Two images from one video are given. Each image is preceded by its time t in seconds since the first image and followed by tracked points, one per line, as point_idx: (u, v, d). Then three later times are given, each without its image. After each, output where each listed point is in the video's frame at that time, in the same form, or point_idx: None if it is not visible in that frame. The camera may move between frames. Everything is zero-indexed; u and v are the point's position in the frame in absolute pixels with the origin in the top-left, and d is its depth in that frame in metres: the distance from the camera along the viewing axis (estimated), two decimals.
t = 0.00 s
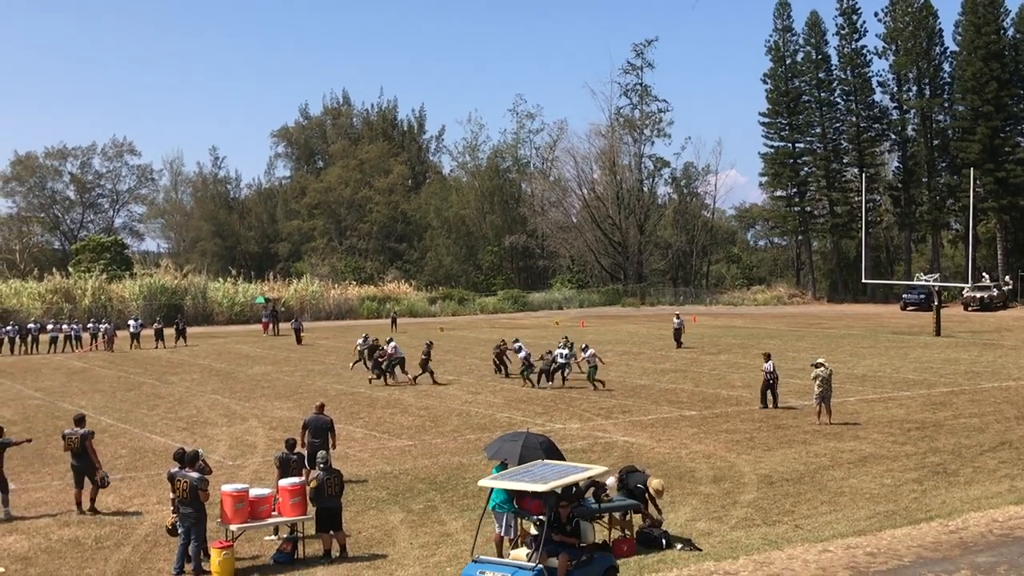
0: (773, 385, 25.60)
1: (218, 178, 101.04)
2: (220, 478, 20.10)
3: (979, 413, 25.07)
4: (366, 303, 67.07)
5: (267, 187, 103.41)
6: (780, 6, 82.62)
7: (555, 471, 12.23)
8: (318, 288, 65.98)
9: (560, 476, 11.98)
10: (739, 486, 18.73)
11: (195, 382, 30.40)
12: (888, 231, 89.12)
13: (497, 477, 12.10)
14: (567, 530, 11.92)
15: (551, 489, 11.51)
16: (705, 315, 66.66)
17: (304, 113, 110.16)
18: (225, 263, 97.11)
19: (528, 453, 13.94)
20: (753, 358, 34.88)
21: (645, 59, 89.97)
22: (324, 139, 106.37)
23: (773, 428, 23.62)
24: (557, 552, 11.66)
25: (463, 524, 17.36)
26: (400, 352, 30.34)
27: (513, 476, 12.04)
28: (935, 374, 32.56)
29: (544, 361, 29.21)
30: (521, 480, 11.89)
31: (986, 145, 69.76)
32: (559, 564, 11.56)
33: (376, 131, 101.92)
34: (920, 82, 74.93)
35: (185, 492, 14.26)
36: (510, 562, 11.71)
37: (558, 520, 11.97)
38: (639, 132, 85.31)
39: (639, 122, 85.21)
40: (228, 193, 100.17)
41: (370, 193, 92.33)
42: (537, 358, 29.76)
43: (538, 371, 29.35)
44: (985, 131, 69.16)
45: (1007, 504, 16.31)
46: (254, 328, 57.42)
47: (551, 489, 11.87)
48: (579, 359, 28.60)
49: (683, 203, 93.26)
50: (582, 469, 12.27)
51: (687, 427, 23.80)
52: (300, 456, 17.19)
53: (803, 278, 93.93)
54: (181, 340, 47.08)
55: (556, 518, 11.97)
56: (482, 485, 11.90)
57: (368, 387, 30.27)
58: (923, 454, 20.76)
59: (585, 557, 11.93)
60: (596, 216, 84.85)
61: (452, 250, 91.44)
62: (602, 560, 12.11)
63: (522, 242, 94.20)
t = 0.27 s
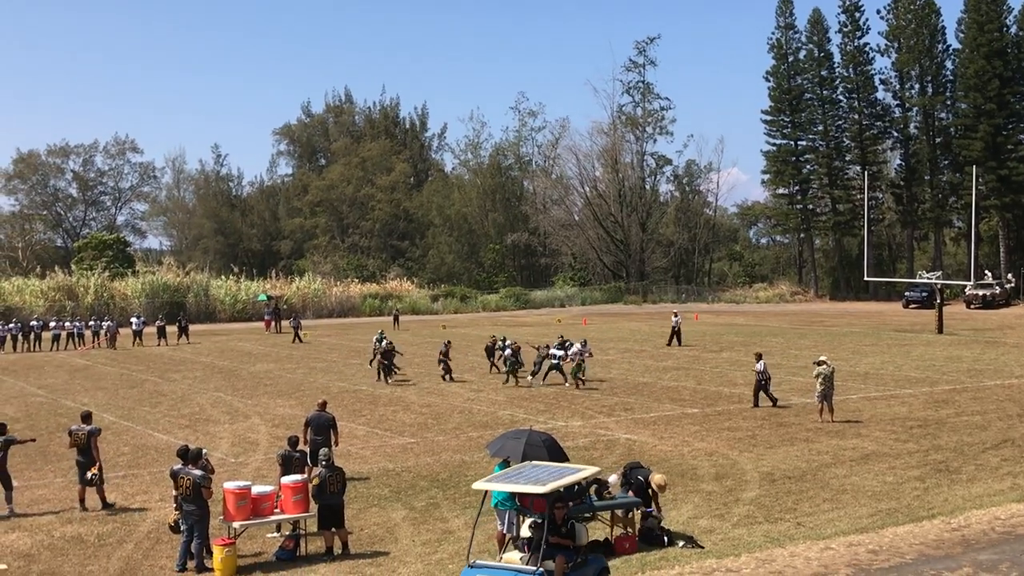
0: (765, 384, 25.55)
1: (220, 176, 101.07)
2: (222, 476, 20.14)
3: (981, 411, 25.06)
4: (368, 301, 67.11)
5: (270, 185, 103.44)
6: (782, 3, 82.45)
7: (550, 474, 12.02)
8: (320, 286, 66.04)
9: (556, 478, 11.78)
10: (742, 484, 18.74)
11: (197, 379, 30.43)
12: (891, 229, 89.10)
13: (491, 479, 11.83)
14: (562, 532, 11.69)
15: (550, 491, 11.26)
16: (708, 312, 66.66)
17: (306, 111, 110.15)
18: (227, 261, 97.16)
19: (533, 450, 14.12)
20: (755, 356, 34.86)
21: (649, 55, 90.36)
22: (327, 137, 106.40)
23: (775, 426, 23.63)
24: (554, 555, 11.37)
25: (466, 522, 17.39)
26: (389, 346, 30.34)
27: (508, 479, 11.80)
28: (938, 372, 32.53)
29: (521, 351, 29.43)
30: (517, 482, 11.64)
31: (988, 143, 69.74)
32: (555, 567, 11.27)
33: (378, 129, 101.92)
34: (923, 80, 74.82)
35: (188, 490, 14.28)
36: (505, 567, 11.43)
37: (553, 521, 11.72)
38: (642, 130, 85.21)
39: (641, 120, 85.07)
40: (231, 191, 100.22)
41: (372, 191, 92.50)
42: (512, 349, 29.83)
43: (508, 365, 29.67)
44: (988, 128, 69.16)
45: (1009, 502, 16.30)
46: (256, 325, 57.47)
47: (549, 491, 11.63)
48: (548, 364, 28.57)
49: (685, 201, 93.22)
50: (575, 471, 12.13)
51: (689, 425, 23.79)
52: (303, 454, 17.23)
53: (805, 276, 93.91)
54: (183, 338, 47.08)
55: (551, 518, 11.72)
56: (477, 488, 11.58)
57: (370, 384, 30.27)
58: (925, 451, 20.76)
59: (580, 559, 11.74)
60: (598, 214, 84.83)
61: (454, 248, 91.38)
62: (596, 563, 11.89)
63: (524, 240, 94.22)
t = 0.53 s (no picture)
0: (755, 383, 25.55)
1: (221, 173, 101.06)
2: (224, 473, 20.15)
3: (982, 408, 25.04)
4: (369, 298, 67.17)
5: (271, 182, 103.48)
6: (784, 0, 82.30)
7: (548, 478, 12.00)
8: (321, 283, 66.06)
9: (555, 480, 11.81)
10: (743, 481, 18.74)
11: (198, 377, 30.44)
12: (892, 226, 89.04)
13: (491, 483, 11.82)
14: (559, 535, 11.73)
15: (552, 492, 11.30)
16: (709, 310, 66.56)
17: (307, 108, 110.11)
18: (229, 259, 97.14)
19: (533, 448, 14.20)
20: (757, 353, 34.84)
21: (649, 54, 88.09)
22: (327, 134, 106.39)
23: (776, 423, 23.63)
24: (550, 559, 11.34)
25: (467, 519, 17.40)
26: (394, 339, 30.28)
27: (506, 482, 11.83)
28: (939, 369, 32.52)
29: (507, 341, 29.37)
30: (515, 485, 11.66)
31: (990, 140, 69.67)
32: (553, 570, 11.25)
33: (378, 126, 101.85)
34: (924, 77, 74.74)
35: (190, 488, 14.29)
36: (504, 571, 11.39)
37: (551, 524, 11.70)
38: (643, 127, 85.08)
39: (642, 117, 84.95)
40: (232, 189, 100.22)
41: (373, 188, 92.63)
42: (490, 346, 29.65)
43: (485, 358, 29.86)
44: (989, 125, 69.08)
45: (1011, 499, 16.28)
46: (257, 323, 57.48)
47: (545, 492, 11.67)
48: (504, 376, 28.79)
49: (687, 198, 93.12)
50: (572, 472, 12.19)
51: (690, 422, 23.79)
52: (304, 451, 17.24)
53: (806, 274, 93.87)
54: (185, 335, 47.11)
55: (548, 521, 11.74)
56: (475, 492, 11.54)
57: (372, 382, 30.28)
58: (927, 449, 20.74)
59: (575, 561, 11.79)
60: (599, 212, 84.78)
61: (456, 246, 91.27)
62: (590, 563, 11.94)
63: (526, 238, 94.17)
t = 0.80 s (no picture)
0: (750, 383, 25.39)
1: (223, 171, 101.08)
2: (226, 471, 20.18)
3: (985, 406, 25.01)
4: (371, 296, 67.16)
5: (273, 180, 103.55)
6: None
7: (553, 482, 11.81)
8: (323, 281, 66.09)
9: (556, 482, 11.74)
10: (745, 479, 18.74)
11: (200, 375, 30.45)
12: (894, 223, 88.92)
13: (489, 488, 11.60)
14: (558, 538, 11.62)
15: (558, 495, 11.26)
16: (712, 307, 66.51)
17: (309, 106, 110.13)
18: (231, 257, 97.16)
19: (534, 446, 14.54)
20: (759, 351, 34.82)
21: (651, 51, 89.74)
22: (329, 132, 106.43)
23: (779, 421, 23.62)
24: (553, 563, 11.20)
25: (469, 517, 17.41)
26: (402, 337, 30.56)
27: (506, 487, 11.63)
28: (941, 366, 32.48)
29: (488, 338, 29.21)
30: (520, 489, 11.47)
31: (992, 136, 69.55)
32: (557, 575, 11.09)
33: (380, 124, 101.82)
34: (926, 74, 74.63)
35: (193, 486, 14.31)
36: None
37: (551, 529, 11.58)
38: (645, 124, 84.98)
39: (644, 114, 84.84)
40: (234, 186, 100.24)
41: (375, 185, 92.69)
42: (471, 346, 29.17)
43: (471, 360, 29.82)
44: (991, 122, 68.95)
45: (1013, 496, 16.26)
46: (259, 321, 57.51)
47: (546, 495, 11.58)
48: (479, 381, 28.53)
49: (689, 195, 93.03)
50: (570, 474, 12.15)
51: (692, 419, 23.78)
52: (306, 449, 17.27)
53: (808, 271, 93.83)
54: (187, 333, 47.15)
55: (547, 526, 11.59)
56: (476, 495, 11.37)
57: (374, 380, 30.30)
58: (929, 446, 20.72)
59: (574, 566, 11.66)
60: (601, 209, 84.72)
61: (457, 243, 91.19)
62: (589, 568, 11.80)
63: (527, 235, 94.16)
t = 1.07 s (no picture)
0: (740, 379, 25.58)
1: (228, 169, 101.19)
2: (233, 469, 20.24)
3: (991, 403, 24.95)
4: (376, 294, 67.14)
5: (278, 178, 103.64)
6: None
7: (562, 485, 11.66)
8: (329, 279, 66.15)
9: (563, 485, 11.76)
10: (751, 476, 18.73)
11: (206, 373, 30.50)
12: (900, 220, 88.74)
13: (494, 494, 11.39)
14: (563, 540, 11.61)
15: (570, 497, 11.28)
16: (718, 304, 66.45)
17: (314, 104, 110.21)
18: (236, 255, 97.32)
19: (541, 444, 14.70)
20: (765, 348, 34.76)
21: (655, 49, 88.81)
22: (335, 130, 106.53)
23: (784, 418, 23.59)
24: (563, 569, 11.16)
25: (475, 514, 17.44)
26: (410, 336, 30.92)
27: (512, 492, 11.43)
28: (947, 364, 32.40)
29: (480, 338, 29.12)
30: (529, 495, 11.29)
31: (998, 133, 69.37)
32: None
33: (385, 122, 101.80)
34: (932, 71, 74.47)
35: (200, 484, 14.38)
36: None
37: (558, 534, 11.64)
38: (650, 122, 84.85)
39: (650, 112, 84.70)
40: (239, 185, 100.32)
41: (380, 183, 92.75)
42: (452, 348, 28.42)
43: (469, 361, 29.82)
44: (997, 119, 68.78)
45: (1019, 494, 16.22)
46: (265, 319, 57.59)
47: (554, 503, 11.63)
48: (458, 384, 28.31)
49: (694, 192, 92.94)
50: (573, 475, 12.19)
51: (698, 417, 23.77)
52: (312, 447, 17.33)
53: (814, 268, 93.65)
54: (193, 331, 47.23)
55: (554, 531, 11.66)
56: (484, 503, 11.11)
57: (379, 378, 30.34)
58: (934, 443, 20.69)
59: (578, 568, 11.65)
60: (607, 206, 84.62)
61: (463, 241, 91.17)
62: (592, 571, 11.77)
63: (533, 233, 94.07)
